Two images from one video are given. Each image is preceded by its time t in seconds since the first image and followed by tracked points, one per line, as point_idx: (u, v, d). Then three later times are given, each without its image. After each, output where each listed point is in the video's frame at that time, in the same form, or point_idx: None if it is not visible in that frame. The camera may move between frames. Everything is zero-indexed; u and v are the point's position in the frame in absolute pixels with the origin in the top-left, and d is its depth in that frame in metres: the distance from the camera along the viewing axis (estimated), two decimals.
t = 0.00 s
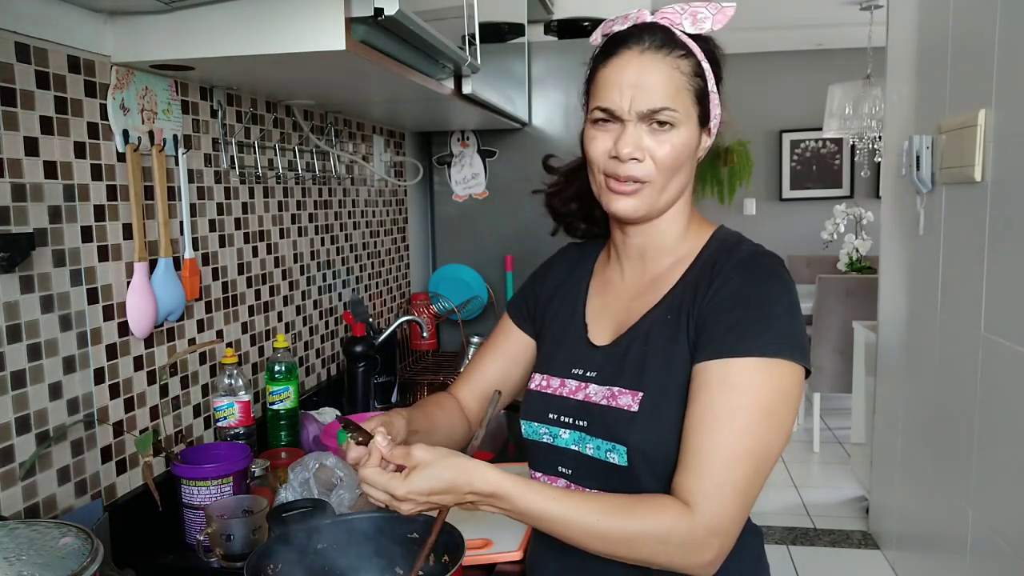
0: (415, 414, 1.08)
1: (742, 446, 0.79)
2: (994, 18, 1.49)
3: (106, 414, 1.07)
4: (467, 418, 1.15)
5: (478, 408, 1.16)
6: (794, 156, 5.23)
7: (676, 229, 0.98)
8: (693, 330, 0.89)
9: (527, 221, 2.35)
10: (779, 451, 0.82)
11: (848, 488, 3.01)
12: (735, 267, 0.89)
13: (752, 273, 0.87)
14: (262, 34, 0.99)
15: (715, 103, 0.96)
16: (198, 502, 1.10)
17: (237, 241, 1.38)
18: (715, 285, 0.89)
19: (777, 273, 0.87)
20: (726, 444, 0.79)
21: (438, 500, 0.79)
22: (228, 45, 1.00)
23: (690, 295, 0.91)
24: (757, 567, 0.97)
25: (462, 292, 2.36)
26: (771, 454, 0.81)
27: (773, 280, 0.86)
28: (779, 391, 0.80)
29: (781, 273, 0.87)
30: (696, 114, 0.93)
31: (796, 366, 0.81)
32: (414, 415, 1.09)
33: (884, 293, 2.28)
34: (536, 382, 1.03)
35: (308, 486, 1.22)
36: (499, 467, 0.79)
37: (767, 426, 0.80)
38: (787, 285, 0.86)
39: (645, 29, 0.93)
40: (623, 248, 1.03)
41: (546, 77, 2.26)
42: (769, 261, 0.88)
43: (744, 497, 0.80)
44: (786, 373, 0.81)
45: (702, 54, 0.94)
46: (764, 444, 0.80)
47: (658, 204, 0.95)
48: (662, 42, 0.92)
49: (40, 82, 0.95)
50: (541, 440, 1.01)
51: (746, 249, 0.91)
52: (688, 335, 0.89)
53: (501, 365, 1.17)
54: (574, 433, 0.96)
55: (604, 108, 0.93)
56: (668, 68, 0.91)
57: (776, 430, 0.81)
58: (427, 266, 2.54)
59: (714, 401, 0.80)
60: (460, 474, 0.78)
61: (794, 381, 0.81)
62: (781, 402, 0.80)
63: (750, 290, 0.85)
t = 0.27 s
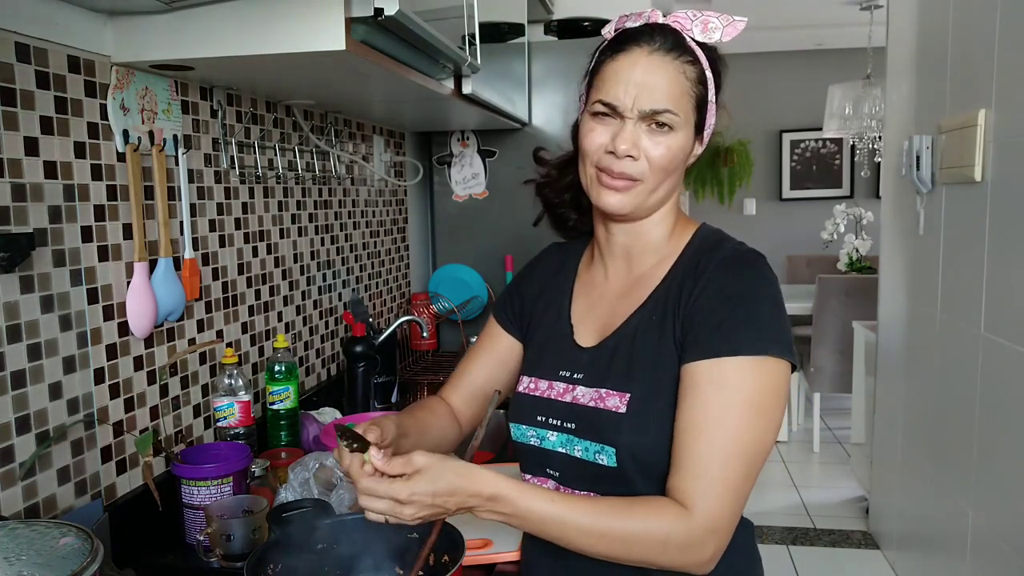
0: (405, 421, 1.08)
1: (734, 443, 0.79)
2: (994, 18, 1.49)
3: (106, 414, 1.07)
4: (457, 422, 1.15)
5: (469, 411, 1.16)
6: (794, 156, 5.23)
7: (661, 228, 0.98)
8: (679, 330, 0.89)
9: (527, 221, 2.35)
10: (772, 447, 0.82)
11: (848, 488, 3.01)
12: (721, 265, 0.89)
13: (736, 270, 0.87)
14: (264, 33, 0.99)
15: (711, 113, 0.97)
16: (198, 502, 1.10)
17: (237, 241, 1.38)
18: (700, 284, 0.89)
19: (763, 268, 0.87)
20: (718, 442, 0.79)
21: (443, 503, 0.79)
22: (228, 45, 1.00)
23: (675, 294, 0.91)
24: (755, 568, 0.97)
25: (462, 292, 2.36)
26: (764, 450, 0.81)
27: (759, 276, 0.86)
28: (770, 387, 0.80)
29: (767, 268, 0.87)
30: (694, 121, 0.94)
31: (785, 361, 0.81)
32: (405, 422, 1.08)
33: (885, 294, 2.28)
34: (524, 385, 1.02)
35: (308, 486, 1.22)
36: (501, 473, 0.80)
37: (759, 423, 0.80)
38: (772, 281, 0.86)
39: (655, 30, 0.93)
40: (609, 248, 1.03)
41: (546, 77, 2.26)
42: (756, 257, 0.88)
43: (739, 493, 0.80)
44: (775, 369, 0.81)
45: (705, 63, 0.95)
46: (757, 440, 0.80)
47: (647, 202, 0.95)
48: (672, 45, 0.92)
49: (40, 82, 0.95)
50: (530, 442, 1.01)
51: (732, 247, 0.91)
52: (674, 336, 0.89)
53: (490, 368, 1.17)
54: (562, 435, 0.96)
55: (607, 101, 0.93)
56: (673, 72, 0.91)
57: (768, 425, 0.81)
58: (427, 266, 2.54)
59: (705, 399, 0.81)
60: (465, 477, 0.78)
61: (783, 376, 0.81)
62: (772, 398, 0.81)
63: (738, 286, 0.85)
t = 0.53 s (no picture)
0: (407, 418, 1.08)
1: (738, 442, 0.79)
2: (994, 18, 1.49)
3: (106, 414, 1.07)
4: (457, 421, 1.15)
5: (468, 410, 1.17)
6: (794, 155, 5.23)
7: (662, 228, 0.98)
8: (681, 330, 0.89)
9: (527, 221, 2.35)
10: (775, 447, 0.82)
11: (848, 488, 3.00)
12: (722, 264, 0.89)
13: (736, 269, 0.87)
14: (264, 33, 0.99)
15: (711, 111, 0.97)
16: (198, 502, 1.10)
17: (237, 241, 1.38)
18: (701, 285, 0.89)
19: (764, 268, 0.87)
20: (722, 441, 0.79)
21: (445, 506, 0.79)
22: (228, 45, 1.00)
23: (677, 294, 0.91)
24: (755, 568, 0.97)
25: (463, 292, 2.36)
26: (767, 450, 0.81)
27: (762, 276, 0.86)
28: (774, 388, 0.80)
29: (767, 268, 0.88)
30: (693, 119, 0.94)
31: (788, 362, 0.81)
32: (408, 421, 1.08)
33: (885, 293, 2.28)
34: (525, 386, 1.02)
35: (308, 486, 1.22)
36: (504, 474, 0.80)
37: (763, 423, 0.80)
38: (771, 281, 0.86)
39: (654, 28, 0.93)
40: (609, 248, 1.03)
41: (546, 77, 2.26)
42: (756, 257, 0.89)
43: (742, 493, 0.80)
44: (778, 369, 0.81)
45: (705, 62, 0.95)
46: (760, 441, 0.80)
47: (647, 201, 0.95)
48: (670, 44, 0.92)
49: (40, 82, 0.95)
50: (532, 442, 1.00)
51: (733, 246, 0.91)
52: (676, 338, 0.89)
53: (492, 367, 1.17)
54: (566, 435, 0.96)
55: (607, 99, 0.93)
56: (673, 70, 0.91)
57: (771, 425, 0.81)
58: (427, 266, 2.54)
59: (709, 398, 0.80)
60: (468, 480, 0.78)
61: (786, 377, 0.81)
62: (776, 398, 0.81)
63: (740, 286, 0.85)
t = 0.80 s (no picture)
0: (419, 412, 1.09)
1: (748, 452, 0.78)
2: (994, 17, 1.49)
3: (106, 414, 1.07)
4: (474, 410, 1.16)
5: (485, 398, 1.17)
6: (794, 156, 5.23)
7: (683, 227, 0.97)
8: (700, 334, 0.88)
9: (527, 221, 2.35)
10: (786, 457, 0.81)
11: (848, 488, 3.01)
12: (743, 271, 0.88)
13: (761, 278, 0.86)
14: (264, 33, 0.99)
15: (677, 88, 0.91)
16: (197, 502, 1.10)
17: (237, 241, 1.38)
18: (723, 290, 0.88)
19: (785, 277, 0.86)
20: (733, 451, 0.78)
21: (452, 506, 0.80)
22: (227, 45, 1.00)
23: (699, 297, 0.91)
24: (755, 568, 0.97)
25: (463, 292, 2.37)
26: (778, 460, 0.80)
27: (782, 285, 0.85)
28: (787, 398, 0.80)
29: (790, 278, 0.87)
30: (646, 105, 0.91)
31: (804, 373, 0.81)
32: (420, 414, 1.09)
33: (884, 293, 2.28)
34: (542, 377, 1.03)
35: (308, 487, 1.22)
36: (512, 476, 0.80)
37: (774, 433, 0.79)
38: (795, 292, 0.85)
39: (591, 38, 0.95)
40: (630, 245, 1.02)
41: (546, 77, 2.26)
42: (778, 265, 0.88)
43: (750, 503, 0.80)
44: (793, 381, 0.80)
45: (647, 45, 0.92)
46: (771, 451, 0.79)
47: (652, 196, 0.94)
48: (599, 50, 0.93)
49: (40, 82, 0.95)
50: (545, 434, 1.01)
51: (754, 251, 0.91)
52: (694, 342, 0.89)
53: (506, 356, 1.17)
54: (579, 430, 0.97)
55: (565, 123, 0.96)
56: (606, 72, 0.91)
57: (783, 436, 0.80)
58: (427, 266, 2.54)
59: (721, 407, 0.80)
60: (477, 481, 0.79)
61: (801, 388, 0.81)
62: (789, 409, 0.80)
63: (760, 295, 0.84)
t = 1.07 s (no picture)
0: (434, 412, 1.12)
1: (755, 455, 0.78)
2: (994, 17, 1.49)
3: (105, 414, 1.07)
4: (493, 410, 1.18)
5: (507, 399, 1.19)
6: (794, 155, 5.22)
7: (687, 227, 0.97)
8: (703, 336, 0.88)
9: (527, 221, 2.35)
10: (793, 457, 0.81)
11: (848, 488, 3.01)
12: (747, 268, 0.87)
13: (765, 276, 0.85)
14: (264, 34, 0.99)
15: (638, 90, 0.92)
16: (197, 502, 1.10)
17: (237, 242, 1.38)
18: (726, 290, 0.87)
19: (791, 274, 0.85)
20: (740, 454, 0.78)
21: (458, 498, 0.80)
22: (227, 45, 1.00)
23: (701, 298, 0.90)
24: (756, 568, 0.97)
25: (462, 292, 2.37)
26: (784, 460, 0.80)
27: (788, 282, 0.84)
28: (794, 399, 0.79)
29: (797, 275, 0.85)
30: (607, 112, 0.92)
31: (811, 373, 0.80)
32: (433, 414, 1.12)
33: (884, 293, 2.28)
34: (558, 378, 1.03)
35: (308, 487, 1.22)
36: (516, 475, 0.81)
37: (781, 434, 0.79)
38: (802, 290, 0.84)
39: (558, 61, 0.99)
40: (639, 247, 1.03)
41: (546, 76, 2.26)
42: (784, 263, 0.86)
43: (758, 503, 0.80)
44: (800, 381, 0.79)
45: (603, 56, 0.94)
46: (778, 451, 0.79)
47: (640, 198, 0.95)
48: (560, 71, 0.97)
49: (40, 82, 0.95)
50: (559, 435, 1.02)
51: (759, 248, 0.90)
52: (696, 343, 0.88)
53: (528, 358, 1.19)
54: (589, 431, 0.97)
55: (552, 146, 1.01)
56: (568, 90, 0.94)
57: (790, 437, 0.80)
58: (427, 266, 2.54)
59: (727, 410, 0.79)
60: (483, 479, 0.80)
61: (808, 388, 0.80)
62: (795, 409, 0.80)
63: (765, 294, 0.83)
